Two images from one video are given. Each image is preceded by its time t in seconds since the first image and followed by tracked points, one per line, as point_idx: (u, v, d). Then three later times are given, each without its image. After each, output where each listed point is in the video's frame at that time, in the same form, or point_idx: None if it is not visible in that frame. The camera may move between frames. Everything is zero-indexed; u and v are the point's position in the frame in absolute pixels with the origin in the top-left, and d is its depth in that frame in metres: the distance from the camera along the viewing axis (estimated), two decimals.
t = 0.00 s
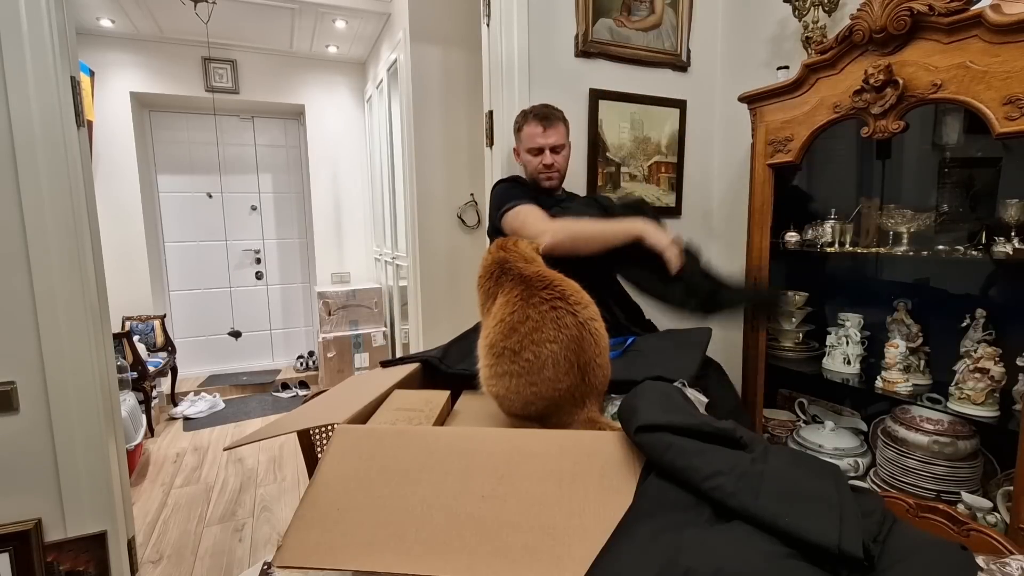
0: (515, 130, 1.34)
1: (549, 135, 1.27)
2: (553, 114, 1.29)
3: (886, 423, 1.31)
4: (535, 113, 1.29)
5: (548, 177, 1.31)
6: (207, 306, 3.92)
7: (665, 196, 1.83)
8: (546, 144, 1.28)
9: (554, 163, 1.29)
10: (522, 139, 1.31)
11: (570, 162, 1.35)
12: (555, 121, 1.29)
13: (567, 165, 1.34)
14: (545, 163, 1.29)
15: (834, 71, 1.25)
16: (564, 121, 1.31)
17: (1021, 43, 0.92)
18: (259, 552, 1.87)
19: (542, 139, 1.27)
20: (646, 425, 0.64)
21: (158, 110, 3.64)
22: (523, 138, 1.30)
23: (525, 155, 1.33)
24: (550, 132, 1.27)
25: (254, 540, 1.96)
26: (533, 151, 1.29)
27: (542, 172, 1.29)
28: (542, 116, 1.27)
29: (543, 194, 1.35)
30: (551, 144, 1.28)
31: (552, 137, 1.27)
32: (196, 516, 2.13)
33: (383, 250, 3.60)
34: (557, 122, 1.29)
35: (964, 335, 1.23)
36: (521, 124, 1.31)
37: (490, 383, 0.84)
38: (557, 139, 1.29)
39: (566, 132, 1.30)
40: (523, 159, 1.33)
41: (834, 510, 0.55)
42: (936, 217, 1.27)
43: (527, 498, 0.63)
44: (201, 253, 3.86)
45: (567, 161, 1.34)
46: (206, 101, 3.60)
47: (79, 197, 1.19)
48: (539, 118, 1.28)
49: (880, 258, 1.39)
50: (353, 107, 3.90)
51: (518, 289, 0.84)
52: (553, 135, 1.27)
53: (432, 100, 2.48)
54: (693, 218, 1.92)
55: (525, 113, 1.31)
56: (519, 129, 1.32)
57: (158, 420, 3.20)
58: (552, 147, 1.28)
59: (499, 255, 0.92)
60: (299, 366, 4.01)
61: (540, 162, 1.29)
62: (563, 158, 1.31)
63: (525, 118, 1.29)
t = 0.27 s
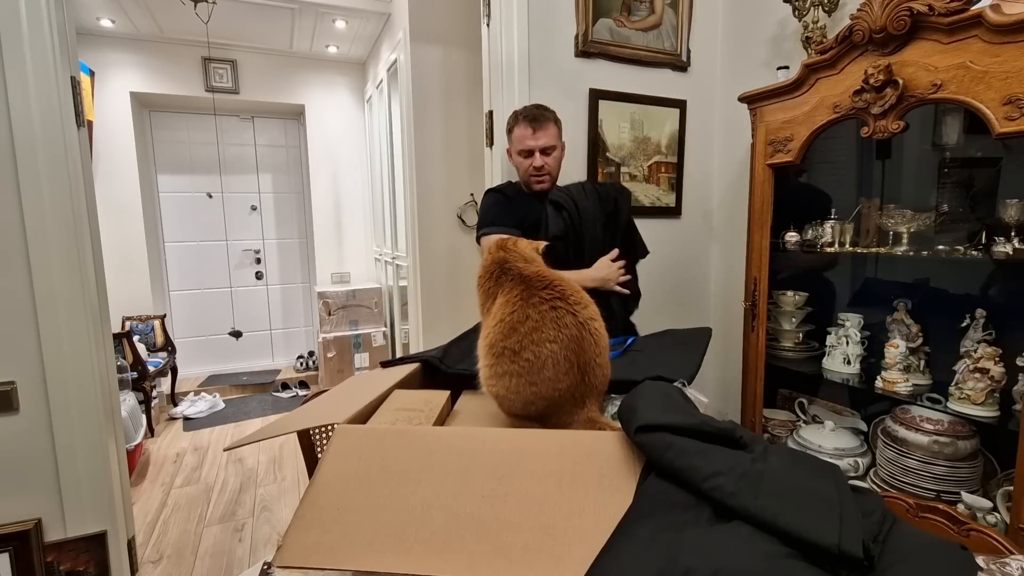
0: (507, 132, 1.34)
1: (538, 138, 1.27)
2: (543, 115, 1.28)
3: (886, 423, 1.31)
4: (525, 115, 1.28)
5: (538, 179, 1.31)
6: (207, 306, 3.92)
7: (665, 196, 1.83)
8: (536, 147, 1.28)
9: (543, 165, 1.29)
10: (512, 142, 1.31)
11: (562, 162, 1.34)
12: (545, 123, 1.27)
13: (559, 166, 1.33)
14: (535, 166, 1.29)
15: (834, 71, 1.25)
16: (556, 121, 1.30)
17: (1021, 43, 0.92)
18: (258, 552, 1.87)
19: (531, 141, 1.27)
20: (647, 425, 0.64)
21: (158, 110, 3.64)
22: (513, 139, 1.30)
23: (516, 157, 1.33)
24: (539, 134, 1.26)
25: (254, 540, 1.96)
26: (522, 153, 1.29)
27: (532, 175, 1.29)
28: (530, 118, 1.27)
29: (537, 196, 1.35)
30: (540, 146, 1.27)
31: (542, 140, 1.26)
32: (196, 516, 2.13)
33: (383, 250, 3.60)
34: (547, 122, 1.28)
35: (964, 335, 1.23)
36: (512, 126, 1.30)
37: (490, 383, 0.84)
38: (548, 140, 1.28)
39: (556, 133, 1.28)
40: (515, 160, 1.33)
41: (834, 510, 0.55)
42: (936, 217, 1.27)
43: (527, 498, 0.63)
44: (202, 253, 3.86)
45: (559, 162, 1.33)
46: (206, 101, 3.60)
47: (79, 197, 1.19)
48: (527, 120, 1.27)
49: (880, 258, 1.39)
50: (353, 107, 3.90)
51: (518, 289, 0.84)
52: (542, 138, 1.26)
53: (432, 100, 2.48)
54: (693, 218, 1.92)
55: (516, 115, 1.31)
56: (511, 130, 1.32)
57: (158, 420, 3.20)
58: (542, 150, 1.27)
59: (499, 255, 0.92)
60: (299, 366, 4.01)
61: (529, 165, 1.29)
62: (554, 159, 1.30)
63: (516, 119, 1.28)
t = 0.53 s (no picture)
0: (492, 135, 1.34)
1: (524, 139, 1.27)
2: (527, 115, 1.28)
3: (886, 423, 1.31)
4: (510, 117, 1.28)
5: (526, 180, 1.31)
6: (207, 306, 3.92)
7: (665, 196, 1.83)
8: (522, 148, 1.28)
9: (530, 166, 1.29)
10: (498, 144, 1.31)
11: (549, 162, 1.34)
12: (530, 123, 1.27)
13: (546, 166, 1.33)
14: (521, 168, 1.30)
15: (834, 71, 1.25)
16: (541, 121, 1.30)
17: (1021, 43, 0.92)
18: (258, 552, 1.87)
19: (516, 143, 1.27)
20: (646, 426, 0.64)
21: (158, 110, 3.64)
22: (499, 142, 1.30)
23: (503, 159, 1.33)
24: (524, 135, 1.26)
25: (255, 540, 1.96)
26: (509, 155, 1.29)
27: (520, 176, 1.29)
28: (514, 120, 1.27)
29: (527, 197, 1.36)
30: (526, 147, 1.27)
31: (527, 141, 1.26)
32: (196, 516, 2.13)
33: (383, 250, 3.60)
34: (531, 123, 1.28)
35: (964, 335, 1.23)
36: (498, 128, 1.31)
37: (490, 383, 0.84)
38: (533, 141, 1.28)
39: (542, 133, 1.28)
40: (502, 162, 1.34)
41: (834, 511, 0.55)
42: (936, 217, 1.27)
43: (527, 498, 0.63)
44: (202, 253, 3.86)
45: (546, 163, 1.33)
46: (206, 101, 3.60)
47: (79, 198, 1.19)
48: (512, 122, 1.27)
49: (880, 258, 1.39)
50: (353, 107, 3.90)
51: (518, 290, 0.85)
52: (527, 139, 1.26)
53: (432, 100, 2.47)
54: (693, 218, 1.92)
55: (500, 117, 1.31)
56: (496, 133, 1.32)
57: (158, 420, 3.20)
58: (528, 151, 1.28)
59: (499, 255, 0.92)
60: (299, 366, 4.01)
61: (516, 166, 1.30)
62: (540, 159, 1.30)
63: (500, 122, 1.29)
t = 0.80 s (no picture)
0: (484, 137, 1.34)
1: (516, 139, 1.26)
2: (519, 115, 1.27)
3: (886, 423, 1.31)
4: (502, 118, 1.27)
5: (519, 181, 1.31)
6: (207, 306, 3.93)
7: (665, 196, 1.83)
8: (513, 149, 1.27)
9: (523, 167, 1.28)
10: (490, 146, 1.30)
11: (542, 163, 1.33)
12: (522, 124, 1.27)
13: (539, 167, 1.32)
14: (514, 168, 1.29)
15: (834, 71, 1.25)
16: (533, 121, 1.29)
17: (1021, 43, 0.92)
18: (258, 552, 1.87)
19: (507, 144, 1.26)
20: (647, 425, 0.64)
21: (158, 110, 3.64)
22: (491, 143, 1.29)
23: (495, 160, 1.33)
24: (515, 136, 1.26)
25: (255, 540, 1.96)
26: (501, 156, 1.28)
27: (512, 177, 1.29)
28: (505, 121, 1.26)
29: (520, 197, 1.35)
30: (518, 148, 1.27)
31: (519, 142, 1.26)
32: (196, 516, 2.13)
33: (383, 250, 3.60)
34: (523, 123, 1.27)
35: (964, 335, 1.23)
36: (489, 128, 1.30)
37: (490, 383, 0.84)
38: (526, 141, 1.28)
39: (534, 133, 1.28)
40: (494, 163, 1.33)
41: (834, 511, 0.55)
42: (936, 217, 1.27)
43: (527, 498, 0.63)
44: (202, 253, 3.86)
45: (539, 163, 1.33)
46: (206, 101, 3.60)
47: (79, 198, 1.18)
48: (503, 123, 1.26)
49: (880, 258, 1.39)
50: (353, 107, 3.91)
51: (518, 290, 0.85)
52: (519, 139, 1.26)
53: (432, 101, 2.47)
54: (693, 218, 1.92)
55: (491, 118, 1.30)
56: (489, 134, 1.31)
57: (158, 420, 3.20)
58: (520, 152, 1.27)
59: (499, 255, 0.92)
60: (299, 366, 4.01)
61: (509, 167, 1.29)
62: (533, 160, 1.30)
63: (492, 123, 1.28)
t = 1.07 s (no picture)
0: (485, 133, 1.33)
1: (520, 136, 1.26)
2: (524, 114, 1.28)
3: (886, 423, 1.31)
4: (507, 114, 1.27)
5: (519, 179, 1.30)
6: (207, 306, 3.92)
7: (665, 196, 1.83)
8: (516, 145, 1.27)
9: (524, 164, 1.27)
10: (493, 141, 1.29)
11: (542, 164, 1.33)
12: (526, 122, 1.27)
13: (539, 167, 1.33)
14: (516, 165, 1.28)
15: (834, 71, 1.25)
16: (536, 120, 1.30)
17: (1021, 43, 0.92)
18: (258, 552, 1.87)
19: (511, 140, 1.26)
20: (647, 426, 0.64)
21: (158, 110, 3.64)
22: (494, 138, 1.28)
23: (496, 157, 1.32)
24: (520, 133, 1.26)
25: (254, 540, 1.96)
26: (503, 152, 1.28)
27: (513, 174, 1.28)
28: (510, 117, 1.26)
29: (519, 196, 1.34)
30: (521, 145, 1.27)
31: (523, 138, 1.26)
32: (196, 516, 2.13)
33: (383, 250, 3.60)
34: (528, 122, 1.28)
35: (964, 335, 1.23)
36: (493, 124, 1.29)
37: (490, 383, 0.84)
38: (529, 139, 1.28)
39: (537, 132, 1.28)
40: (494, 159, 1.32)
41: (834, 511, 0.55)
42: (936, 217, 1.27)
43: (527, 498, 0.63)
44: (202, 253, 3.86)
45: (539, 163, 1.33)
46: (206, 101, 3.60)
47: (79, 198, 1.18)
48: (509, 119, 1.27)
49: (880, 258, 1.39)
50: (353, 108, 3.91)
51: (518, 290, 0.85)
52: (523, 137, 1.26)
53: (432, 101, 2.48)
54: (693, 218, 1.92)
55: (495, 115, 1.30)
56: (491, 129, 1.30)
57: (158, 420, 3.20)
58: (523, 148, 1.27)
59: (499, 255, 0.92)
60: (299, 366, 4.01)
61: (511, 163, 1.28)
62: (534, 159, 1.30)
63: (496, 117, 1.28)
